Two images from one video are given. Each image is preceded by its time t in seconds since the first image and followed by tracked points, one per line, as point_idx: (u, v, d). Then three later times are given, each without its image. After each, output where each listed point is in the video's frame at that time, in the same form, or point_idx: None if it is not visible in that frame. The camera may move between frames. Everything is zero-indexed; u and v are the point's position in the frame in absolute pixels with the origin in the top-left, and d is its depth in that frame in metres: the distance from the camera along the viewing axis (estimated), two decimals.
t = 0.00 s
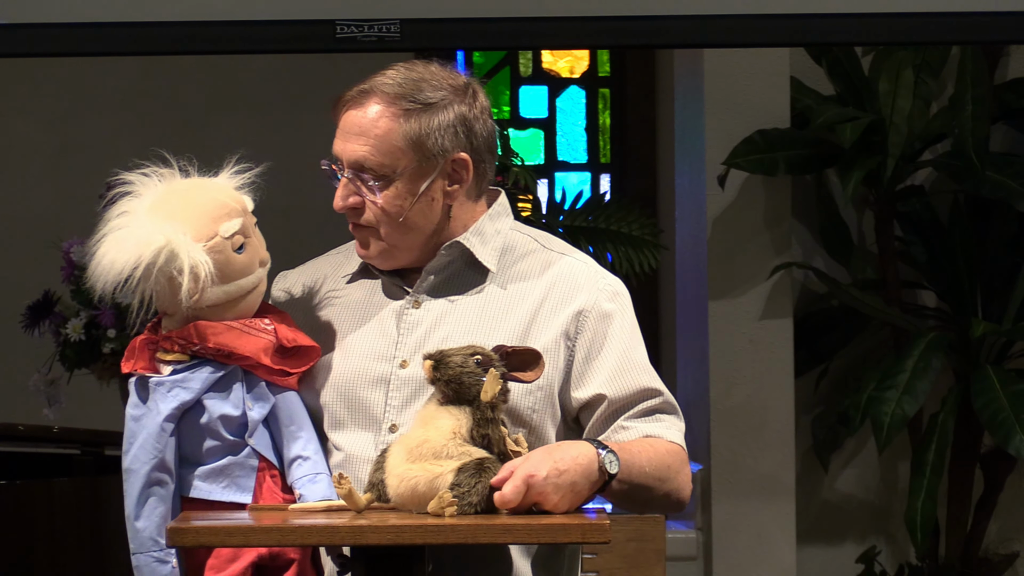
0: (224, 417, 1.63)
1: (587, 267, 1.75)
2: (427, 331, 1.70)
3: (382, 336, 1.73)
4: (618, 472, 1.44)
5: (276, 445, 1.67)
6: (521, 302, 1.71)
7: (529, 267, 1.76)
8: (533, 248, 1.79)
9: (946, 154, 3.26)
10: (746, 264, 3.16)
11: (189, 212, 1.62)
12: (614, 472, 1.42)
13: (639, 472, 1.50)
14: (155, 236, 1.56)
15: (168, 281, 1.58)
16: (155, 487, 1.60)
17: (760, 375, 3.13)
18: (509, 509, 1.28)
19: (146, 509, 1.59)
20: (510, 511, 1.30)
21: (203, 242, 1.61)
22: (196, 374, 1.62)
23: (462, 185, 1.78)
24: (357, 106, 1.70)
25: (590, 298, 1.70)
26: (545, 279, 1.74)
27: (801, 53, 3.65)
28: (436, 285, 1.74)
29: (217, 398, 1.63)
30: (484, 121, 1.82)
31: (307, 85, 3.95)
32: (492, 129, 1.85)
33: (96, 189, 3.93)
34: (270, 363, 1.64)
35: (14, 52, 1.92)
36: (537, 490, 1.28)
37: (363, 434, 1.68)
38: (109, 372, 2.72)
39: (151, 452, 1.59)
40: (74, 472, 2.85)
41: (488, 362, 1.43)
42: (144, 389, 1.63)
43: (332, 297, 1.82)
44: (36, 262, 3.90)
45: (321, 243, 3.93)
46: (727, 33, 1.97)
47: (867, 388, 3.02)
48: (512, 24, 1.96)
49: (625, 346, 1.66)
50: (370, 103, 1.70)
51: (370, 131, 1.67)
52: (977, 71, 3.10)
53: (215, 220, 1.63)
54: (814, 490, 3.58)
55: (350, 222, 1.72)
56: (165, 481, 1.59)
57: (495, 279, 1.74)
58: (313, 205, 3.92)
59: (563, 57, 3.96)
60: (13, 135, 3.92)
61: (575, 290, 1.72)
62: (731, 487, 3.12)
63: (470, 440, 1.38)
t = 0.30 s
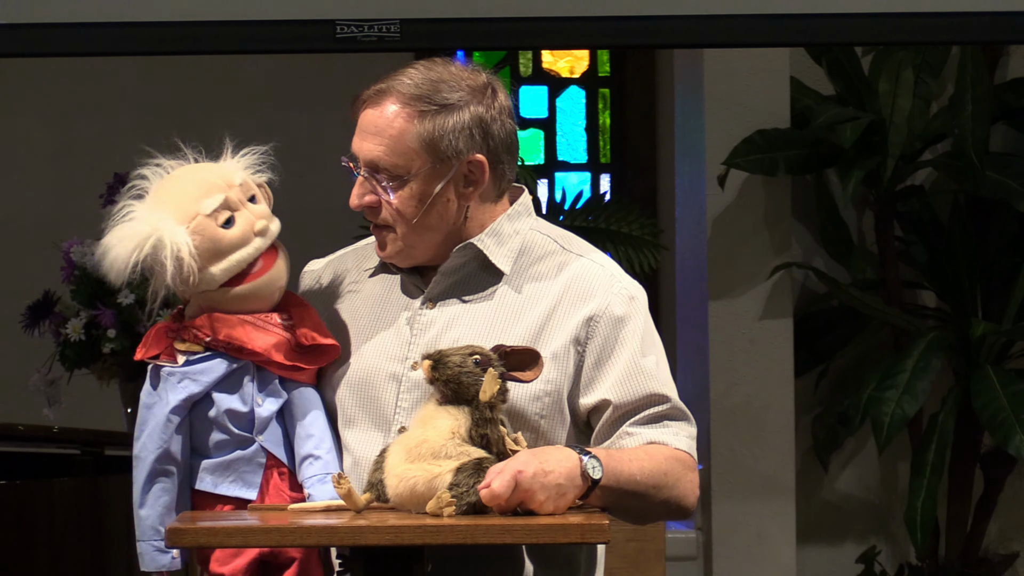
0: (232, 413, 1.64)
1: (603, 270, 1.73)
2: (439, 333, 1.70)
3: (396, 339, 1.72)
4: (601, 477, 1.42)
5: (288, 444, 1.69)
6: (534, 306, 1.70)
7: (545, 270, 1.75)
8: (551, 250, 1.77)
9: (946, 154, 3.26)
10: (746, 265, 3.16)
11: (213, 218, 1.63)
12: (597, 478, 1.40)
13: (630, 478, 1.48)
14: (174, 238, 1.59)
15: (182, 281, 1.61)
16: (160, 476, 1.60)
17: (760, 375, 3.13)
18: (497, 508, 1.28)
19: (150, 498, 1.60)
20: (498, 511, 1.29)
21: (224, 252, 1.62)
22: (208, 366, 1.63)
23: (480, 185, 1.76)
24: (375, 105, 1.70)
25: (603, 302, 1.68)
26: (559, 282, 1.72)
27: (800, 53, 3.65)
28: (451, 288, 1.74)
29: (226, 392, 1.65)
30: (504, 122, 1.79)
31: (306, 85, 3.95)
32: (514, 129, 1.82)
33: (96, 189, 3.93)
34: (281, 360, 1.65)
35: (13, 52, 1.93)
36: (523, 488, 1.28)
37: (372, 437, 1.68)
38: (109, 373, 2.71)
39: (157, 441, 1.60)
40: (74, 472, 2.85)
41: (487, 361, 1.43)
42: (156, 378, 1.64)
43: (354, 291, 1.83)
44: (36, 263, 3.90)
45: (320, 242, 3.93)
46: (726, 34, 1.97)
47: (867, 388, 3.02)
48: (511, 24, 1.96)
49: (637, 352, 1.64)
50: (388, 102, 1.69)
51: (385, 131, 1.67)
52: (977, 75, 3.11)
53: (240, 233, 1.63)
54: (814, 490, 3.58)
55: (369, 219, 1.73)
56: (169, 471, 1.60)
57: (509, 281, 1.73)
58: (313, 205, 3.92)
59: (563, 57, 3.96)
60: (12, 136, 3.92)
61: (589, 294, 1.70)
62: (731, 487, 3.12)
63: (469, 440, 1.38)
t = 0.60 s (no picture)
0: (245, 424, 1.64)
1: (611, 266, 1.73)
2: (450, 334, 1.70)
3: (406, 340, 1.73)
4: (603, 477, 1.42)
5: (302, 453, 1.68)
6: (543, 305, 1.70)
7: (553, 269, 1.75)
8: (560, 248, 1.78)
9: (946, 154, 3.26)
10: (747, 265, 3.16)
11: (207, 222, 1.62)
12: (597, 477, 1.40)
13: (631, 479, 1.48)
14: (169, 242, 1.59)
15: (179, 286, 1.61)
16: (176, 488, 1.61)
17: (760, 375, 3.13)
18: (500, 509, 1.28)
19: (168, 510, 1.60)
20: (500, 512, 1.28)
21: (219, 256, 1.61)
22: (218, 378, 1.62)
23: (485, 186, 1.76)
24: (379, 106, 1.70)
25: (611, 298, 1.68)
26: (568, 279, 1.73)
27: (800, 53, 3.65)
28: (461, 288, 1.75)
29: (238, 404, 1.64)
30: (508, 120, 1.79)
31: (306, 84, 3.95)
32: (518, 129, 1.82)
33: (96, 189, 3.93)
34: (291, 372, 1.63)
35: (14, 52, 1.93)
36: (526, 488, 1.28)
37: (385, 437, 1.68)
38: (109, 372, 2.71)
39: (172, 454, 1.60)
40: (74, 472, 2.85)
41: (488, 362, 1.43)
42: (169, 390, 1.64)
43: (364, 293, 1.83)
44: (36, 263, 3.90)
45: (320, 242, 3.93)
46: (726, 34, 1.97)
47: (867, 388, 3.02)
48: (511, 25, 1.96)
49: (647, 348, 1.65)
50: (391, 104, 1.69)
51: (389, 133, 1.68)
52: (977, 74, 3.09)
53: (234, 236, 1.62)
54: (814, 490, 3.58)
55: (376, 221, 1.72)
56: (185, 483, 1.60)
57: (519, 281, 1.74)
58: (313, 205, 3.93)
59: (563, 57, 3.96)
60: (12, 135, 3.92)
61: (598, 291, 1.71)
62: (732, 488, 3.12)
63: (470, 440, 1.38)
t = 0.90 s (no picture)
0: (246, 422, 1.64)
1: (610, 264, 1.73)
2: (450, 335, 1.70)
3: (407, 340, 1.73)
4: (603, 477, 1.42)
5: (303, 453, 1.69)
6: (544, 305, 1.71)
7: (553, 268, 1.75)
8: (559, 247, 1.78)
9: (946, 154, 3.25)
10: (746, 265, 3.16)
11: (194, 212, 1.63)
12: (598, 477, 1.40)
13: (630, 477, 1.48)
14: (157, 237, 1.60)
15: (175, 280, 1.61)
16: (177, 485, 1.60)
17: (760, 375, 3.13)
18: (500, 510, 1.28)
19: (169, 507, 1.59)
20: (500, 513, 1.28)
21: (208, 244, 1.61)
22: (221, 376, 1.62)
23: (485, 186, 1.76)
24: (378, 108, 1.70)
25: (611, 297, 1.68)
26: (568, 278, 1.73)
27: (800, 53, 3.65)
28: (460, 289, 1.74)
29: (240, 402, 1.64)
30: (506, 119, 1.79)
31: (307, 84, 3.95)
32: (518, 129, 1.82)
33: (96, 189, 3.93)
34: (293, 369, 1.64)
35: (14, 52, 1.92)
36: (526, 488, 1.28)
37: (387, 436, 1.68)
38: (109, 372, 2.71)
39: (173, 450, 1.59)
40: (74, 471, 2.85)
41: (488, 362, 1.43)
42: (170, 388, 1.64)
43: (362, 295, 1.83)
44: (36, 263, 3.90)
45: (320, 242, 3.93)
46: (727, 33, 1.97)
47: (867, 388, 3.02)
48: (511, 25, 1.96)
49: (647, 346, 1.65)
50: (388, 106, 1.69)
51: (388, 135, 1.68)
52: (978, 73, 3.09)
53: (221, 221, 1.62)
54: (814, 490, 3.58)
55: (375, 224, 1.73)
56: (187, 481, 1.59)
57: (519, 280, 1.74)
58: (313, 205, 3.93)
59: (563, 57, 3.96)
60: (12, 135, 3.92)
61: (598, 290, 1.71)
62: (732, 488, 3.12)
63: (470, 440, 1.38)
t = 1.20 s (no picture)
0: (228, 446, 1.57)
1: (596, 261, 1.75)
2: (439, 332, 1.71)
3: (393, 339, 1.73)
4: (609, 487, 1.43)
5: (286, 480, 1.62)
6: (532, 300, 1.71)
7: (540, 264, 1.76)
8: (544, 245, 1.79)
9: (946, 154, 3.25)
10: (746, 264, 3.16)
11: (199, 238, 1.58)
12: (604, 487, 1.41)
13: (632, 483, 1.50)
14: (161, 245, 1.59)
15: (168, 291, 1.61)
16: (162, 498, 1.56)
17: (760, 374, 3.13)
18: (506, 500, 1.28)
19: (154, 518, 1.57)
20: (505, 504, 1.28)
21: (199, 275, 1.57)
22: (208, 399, 1.56)
23: (483, 168, 1.78)
24: (382, 84, 1.69)
25: (599, 292, 1.70)
26: (555, 274, 1.74)
27: (800, 53, 3.66)
28: (446, 286, 1.75)
29: (225, 426, 1.58)
30: (501, 110, 1.84)
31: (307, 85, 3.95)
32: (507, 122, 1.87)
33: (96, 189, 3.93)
34: (274, 406, 1.57)
35: (14, 53, 1.93)
36: (538, 484, 1.28)
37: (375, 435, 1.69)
38: (109, 372, 2.71)
39: (159, 464, 1.55)
40: (73, 471, 2.85)
41: (488, 362, 1.43)
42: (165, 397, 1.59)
43: (347, 297, 1.81)
44: (36, 263, 3.90)
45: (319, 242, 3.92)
46: (726, 33, 1.97)
47: (866, 388, 3.02)
48: (510, 25, 1.96)
49: (635, 340, 1.67)
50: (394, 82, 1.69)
51: (395, 109, 1.66)
52: (978, 74, 3.10)
53: (217, 261, 1.57)
54: (814, 490, 3.58)
55: (369, 205, 1.68)
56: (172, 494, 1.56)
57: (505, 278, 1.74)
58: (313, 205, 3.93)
59: (563, 57, 3.97)
60: (12, 135, 3.92)
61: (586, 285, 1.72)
62: (731, 488, 3.12)
63: (470, 440, 1.38)
